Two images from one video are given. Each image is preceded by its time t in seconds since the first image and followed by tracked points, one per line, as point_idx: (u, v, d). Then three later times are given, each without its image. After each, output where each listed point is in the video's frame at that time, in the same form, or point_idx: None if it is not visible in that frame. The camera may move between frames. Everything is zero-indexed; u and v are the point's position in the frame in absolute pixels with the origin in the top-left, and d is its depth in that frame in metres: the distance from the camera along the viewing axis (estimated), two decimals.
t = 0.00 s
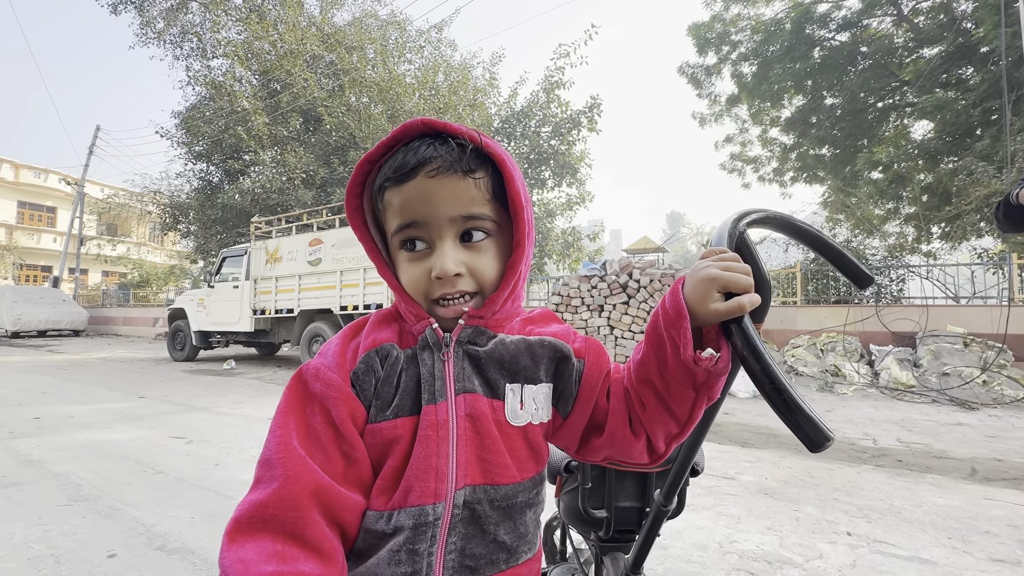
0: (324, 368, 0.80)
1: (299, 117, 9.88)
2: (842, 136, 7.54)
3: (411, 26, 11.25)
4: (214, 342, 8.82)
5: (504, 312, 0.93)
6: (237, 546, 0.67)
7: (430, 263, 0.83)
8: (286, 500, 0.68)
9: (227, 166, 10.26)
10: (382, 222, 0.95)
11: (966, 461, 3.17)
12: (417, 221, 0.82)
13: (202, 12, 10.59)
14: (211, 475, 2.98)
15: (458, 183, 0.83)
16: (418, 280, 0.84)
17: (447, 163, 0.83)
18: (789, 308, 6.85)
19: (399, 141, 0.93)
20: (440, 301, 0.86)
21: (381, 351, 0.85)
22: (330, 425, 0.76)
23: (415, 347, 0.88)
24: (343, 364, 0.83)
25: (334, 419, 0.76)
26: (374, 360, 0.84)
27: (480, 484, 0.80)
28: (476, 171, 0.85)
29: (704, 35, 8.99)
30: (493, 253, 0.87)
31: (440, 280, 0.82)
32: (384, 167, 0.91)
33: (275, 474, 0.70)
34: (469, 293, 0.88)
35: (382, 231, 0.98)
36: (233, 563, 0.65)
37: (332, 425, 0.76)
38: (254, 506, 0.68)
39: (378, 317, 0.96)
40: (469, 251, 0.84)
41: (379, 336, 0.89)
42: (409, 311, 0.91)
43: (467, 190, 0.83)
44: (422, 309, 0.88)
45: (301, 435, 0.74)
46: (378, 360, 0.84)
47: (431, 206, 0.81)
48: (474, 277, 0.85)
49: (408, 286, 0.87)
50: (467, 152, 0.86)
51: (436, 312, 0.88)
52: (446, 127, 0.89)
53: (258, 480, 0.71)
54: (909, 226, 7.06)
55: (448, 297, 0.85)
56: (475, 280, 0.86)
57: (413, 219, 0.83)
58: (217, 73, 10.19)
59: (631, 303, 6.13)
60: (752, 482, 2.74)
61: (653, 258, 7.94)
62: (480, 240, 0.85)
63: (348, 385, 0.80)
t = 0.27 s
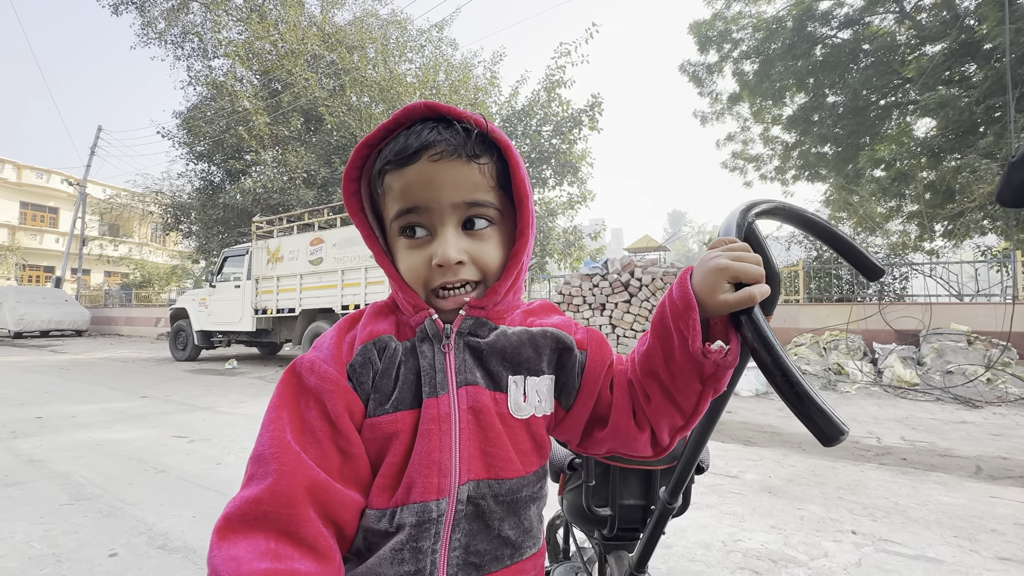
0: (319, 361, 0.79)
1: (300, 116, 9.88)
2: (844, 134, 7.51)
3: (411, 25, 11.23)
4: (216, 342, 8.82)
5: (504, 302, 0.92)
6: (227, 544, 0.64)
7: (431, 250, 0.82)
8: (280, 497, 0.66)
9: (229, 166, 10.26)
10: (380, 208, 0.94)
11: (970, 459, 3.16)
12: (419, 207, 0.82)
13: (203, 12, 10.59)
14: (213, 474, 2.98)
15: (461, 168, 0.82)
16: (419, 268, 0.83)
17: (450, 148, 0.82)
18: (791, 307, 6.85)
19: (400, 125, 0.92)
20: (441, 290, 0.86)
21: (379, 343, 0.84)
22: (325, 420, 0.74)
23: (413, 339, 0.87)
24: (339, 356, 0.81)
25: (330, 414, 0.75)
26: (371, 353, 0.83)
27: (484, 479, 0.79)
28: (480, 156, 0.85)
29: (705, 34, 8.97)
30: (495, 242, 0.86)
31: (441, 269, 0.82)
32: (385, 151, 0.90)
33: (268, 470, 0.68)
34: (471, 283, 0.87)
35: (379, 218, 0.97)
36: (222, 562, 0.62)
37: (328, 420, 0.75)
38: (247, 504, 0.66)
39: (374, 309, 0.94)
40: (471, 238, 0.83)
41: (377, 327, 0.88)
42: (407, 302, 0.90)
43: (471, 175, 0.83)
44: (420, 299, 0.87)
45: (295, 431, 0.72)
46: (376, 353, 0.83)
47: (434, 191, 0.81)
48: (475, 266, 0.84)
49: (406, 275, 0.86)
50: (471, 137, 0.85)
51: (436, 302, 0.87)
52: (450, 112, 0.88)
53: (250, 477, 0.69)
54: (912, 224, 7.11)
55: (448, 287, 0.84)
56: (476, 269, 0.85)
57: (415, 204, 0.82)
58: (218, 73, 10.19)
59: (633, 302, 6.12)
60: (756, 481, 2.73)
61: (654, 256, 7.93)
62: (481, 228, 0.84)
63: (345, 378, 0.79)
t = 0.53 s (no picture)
0: (317, 366, 0.79)
1: (300, 115, 9.86)
2: (844, 132, 7.50)
3: (411, 23, 11.20)
4: (216, 340, 8.82)
5: (505, 299, 0.92)
6: (230, 556, 0.64)
7: (428, 248, 0.81)
8: (278, 507, 0.66)
9: (228, 164, 10.25)
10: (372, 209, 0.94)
11: (971, 457, 3.16)
12: (412, 206, 0.81)
13: (202, 10, 10.57)
14: (213, 473, 2.98)
15: (455, 163, 0.82)
16: (415, 266, 0.83)
17: (442, 144, 0.82)
18: (791, 306, 6.90)
19: (389, 123, 0.92)
20: (439, 289, 0.85)
21: (377, 345, 0.84)
22: (323, 427, 0.74)
23: (413, 339, 0.87)
24: (337, 361, 0.81)
25: (328, 419, 0.74)
26: (371, 355, 0.82)
27: (487, 480, 0.78)
28: (473, 150, 0.85)
29: (705, 31, 8.95)
30: (492, 235, 0.86)
31: (439, 267, 0.81)
32: (375, 149, 0.90)
33: (268, 479, 0.68)
34: (470, 279, 0.87)
35: (372, 218, 0.96)
36: None
37: (328, 426, 0.74)
38: (248, 514, 0.66)
39: (372, 311, 0.94)
40: (467, 233, 0.83)
41: (375, 329, 0.88)
42: (405, 303, 0.90)
43: (464, 171, 0.82)
44: (418, 299, 0.87)
45: (293, 439, 0.72)
46: (375, 355, 0.83)
47: (427, 188, 0.80)
48: (474, 261, 0.84)
49: (404, 273, 0.86)
50: (462, 132, 0.85)
51: (435, 301, 0.86)
52: (439, 107, 0.88)
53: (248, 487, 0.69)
54: (913, 222, 7.07)
55: (447, 284, 0.84)
56: (474, 264, 0.85)
57: (409, 202, 0.82)
58: (217, 72, 10.17)
59: (633, 300, 6.12)
60: (756, 479, 2.72)
61: (654, 255, 7.93)
62: (477, 223, 0.84)
63: (343, 383, 0.78)
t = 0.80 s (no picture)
0: (307, 365, 0.79)
1: (298, 112, 9.84)
2: (843, 131, 7.50)
3: (410, 21, 11.19)
4: (215, 338, 8.81)
5: (496, 297, 0.92)
6: (219, 551, 0.65)
7: (415, 247, 0.81)
8: (266, 505, 0.66)
9: (227, 162, 10.23)
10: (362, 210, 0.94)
11: (968, 455, 3.17)
12: (398, 206, 0.81)
13: (201, 7, 10.54)
14: (211, 471, 2.98)
15: (440, 162, 0.81)
16: (404, 265, 0.83)
17: (427, 142, 0.82)
18: (789, 304, 6.91)
19: (376, 125, 0.92)
20: (429, 288, 0.85)
21: (367, 343, 0.85)
22: (311, 425, 0.74)
23: (404, 337, 0.87)
24: (327, 360, 0.81)
25: (318, 417, 0.75)
26: (360, 353, 0.83)
27: (476, 478, 0.78)
28: (458, 148, 0.84)
29: (704, 30, 8.95)
30: (480, 233, 0.86)
31: (427, 265, 0.81)
32: (362, 151, 0.90)
33: (255, 476, 0.68)
34: (458, 277, 0.87)
35: (363, 219, 0.97)
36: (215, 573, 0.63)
37: (316, 424, 0.75)
38: (235, 511, 0.66)
39: (364, 311, 0.95)
40: (455, 231, 0.82)
41: (365, 328, 0.88)
42: (396, 302, 0.90)
43: (450, 169, 0.82)
44: (409, 298, 0.87)
45: (281, 437, 0.72)
46: (365, 353, 0.83)
47: (413, 186, 0.80)
48: (462, 259, 0.84)
49: (393, 273, 0.86)
50: (447, 131, 0.85)
51: (425, 300, 0.86)
52: (424, 106, 0.88)
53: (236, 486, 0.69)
54: (910, 222, 7.07)
55: (435, 283, 0.84)
56: (462, 262, 0.84)
57: (395, 202, 0.81)
58: (216, 69, 10.15)
59: (632, 299, 6.14)
60: (753, 478, 2.73)
61: (653, 254, 7.93)
62: (466, 222, 0.83)
63: (332, 382, 0.79)
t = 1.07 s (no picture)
0: (302, 359, 0.81)
1: (297, 110, 9.82)
2: (841, 131, 7.51)
3: (410, 19, 11.18)
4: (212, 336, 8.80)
5: (489, 295, 0.91)
6: (213, 535, 0.67)
7: (405, 245, 0.81)
8: (260, 491, 0.68)
9: (225, 159, 10.20)
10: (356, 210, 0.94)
11: (964, 455, 3.18)
12: (387, 205, 0.81)
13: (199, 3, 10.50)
14: (208, 469, 2.97)
15: (428, 160, 0.81)
16: (395, 263, 0.83)
17: (415, 141, 0.81)
18: (787, 305, 6.93)
19: (369, 125, 0.92)
20: (419, 284, 0.85)
21: (360, 339, 0.86)
22: (305, 416, 0.76)
23: (397, 334, 0.88)
24: (321, 355, 0.83)
25: (310, 408, 0.76)
26: (352, 349, 0.84)
27: (463, 472, 0.78)
28: (447, 146, 0.83)
29: (704, 30, 8.95)
30: (471, 230, 0.85)
31: (416, 263, 0.81)
32: (355, 151, 0.90)
33: (250, 463, 0.70)
34: (449, 275, 0.86)
35: (359, 219, 0.97)
36: (208, 558, 0.64)
37: (310, 415, 0.76)
38: (230, 496, 0.68)
39: (360, 308, 0.95)
40: (446, 228, 0.82)
41: (359, 325, 0.89)
42: (390, 299, 0.90)
43: (439, 166, 0.81)
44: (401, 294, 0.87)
45: (277, 427, 0.74)
46: (356, 349, 0.85)
47: (402, 185, 0.80)
48: (452, 256, 0.83)
49: (385, 270, 0.86)
50: (437, 129, 0.84)
51: (416, 298, 0.87)
52: (414, 105, 0.87)
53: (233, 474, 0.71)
54: (908, 222, 7.10)
55: (426, 279, 0.84)
56: (453, 258, 0.84)
57: (385, 200, 0.81)
58: (214, 66, 10.12)
59: (630, 298, 6.15)
60: (750, 477, 2.74)
61: (652, 253, 7.94)
62: (457, 218, 0.83)
63: (326, 376, 0.80)
